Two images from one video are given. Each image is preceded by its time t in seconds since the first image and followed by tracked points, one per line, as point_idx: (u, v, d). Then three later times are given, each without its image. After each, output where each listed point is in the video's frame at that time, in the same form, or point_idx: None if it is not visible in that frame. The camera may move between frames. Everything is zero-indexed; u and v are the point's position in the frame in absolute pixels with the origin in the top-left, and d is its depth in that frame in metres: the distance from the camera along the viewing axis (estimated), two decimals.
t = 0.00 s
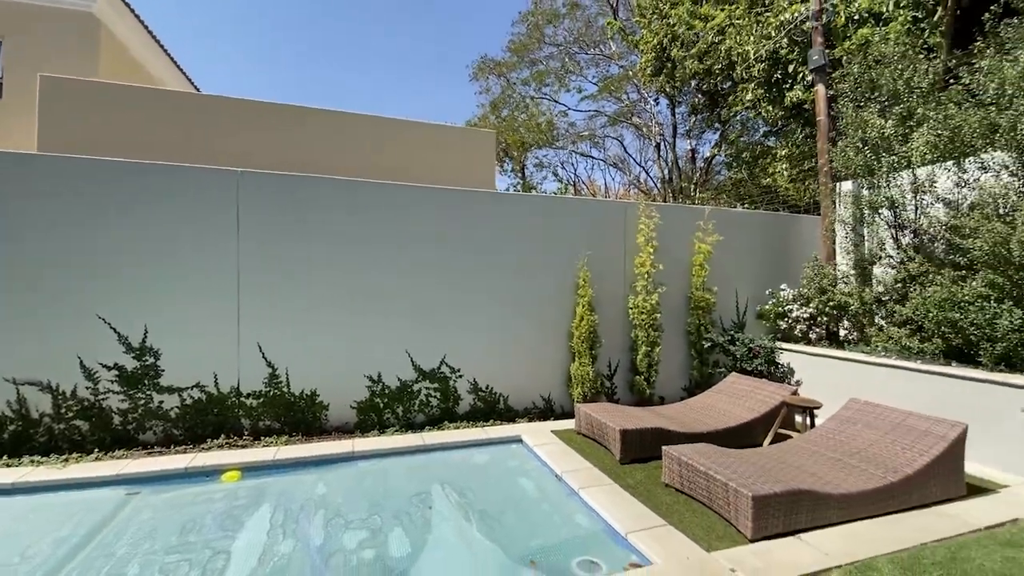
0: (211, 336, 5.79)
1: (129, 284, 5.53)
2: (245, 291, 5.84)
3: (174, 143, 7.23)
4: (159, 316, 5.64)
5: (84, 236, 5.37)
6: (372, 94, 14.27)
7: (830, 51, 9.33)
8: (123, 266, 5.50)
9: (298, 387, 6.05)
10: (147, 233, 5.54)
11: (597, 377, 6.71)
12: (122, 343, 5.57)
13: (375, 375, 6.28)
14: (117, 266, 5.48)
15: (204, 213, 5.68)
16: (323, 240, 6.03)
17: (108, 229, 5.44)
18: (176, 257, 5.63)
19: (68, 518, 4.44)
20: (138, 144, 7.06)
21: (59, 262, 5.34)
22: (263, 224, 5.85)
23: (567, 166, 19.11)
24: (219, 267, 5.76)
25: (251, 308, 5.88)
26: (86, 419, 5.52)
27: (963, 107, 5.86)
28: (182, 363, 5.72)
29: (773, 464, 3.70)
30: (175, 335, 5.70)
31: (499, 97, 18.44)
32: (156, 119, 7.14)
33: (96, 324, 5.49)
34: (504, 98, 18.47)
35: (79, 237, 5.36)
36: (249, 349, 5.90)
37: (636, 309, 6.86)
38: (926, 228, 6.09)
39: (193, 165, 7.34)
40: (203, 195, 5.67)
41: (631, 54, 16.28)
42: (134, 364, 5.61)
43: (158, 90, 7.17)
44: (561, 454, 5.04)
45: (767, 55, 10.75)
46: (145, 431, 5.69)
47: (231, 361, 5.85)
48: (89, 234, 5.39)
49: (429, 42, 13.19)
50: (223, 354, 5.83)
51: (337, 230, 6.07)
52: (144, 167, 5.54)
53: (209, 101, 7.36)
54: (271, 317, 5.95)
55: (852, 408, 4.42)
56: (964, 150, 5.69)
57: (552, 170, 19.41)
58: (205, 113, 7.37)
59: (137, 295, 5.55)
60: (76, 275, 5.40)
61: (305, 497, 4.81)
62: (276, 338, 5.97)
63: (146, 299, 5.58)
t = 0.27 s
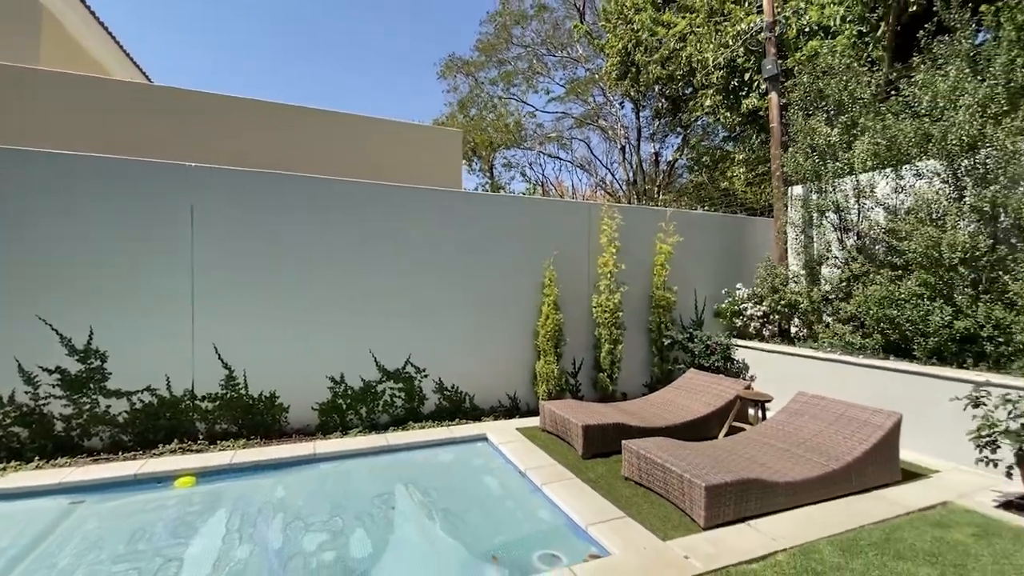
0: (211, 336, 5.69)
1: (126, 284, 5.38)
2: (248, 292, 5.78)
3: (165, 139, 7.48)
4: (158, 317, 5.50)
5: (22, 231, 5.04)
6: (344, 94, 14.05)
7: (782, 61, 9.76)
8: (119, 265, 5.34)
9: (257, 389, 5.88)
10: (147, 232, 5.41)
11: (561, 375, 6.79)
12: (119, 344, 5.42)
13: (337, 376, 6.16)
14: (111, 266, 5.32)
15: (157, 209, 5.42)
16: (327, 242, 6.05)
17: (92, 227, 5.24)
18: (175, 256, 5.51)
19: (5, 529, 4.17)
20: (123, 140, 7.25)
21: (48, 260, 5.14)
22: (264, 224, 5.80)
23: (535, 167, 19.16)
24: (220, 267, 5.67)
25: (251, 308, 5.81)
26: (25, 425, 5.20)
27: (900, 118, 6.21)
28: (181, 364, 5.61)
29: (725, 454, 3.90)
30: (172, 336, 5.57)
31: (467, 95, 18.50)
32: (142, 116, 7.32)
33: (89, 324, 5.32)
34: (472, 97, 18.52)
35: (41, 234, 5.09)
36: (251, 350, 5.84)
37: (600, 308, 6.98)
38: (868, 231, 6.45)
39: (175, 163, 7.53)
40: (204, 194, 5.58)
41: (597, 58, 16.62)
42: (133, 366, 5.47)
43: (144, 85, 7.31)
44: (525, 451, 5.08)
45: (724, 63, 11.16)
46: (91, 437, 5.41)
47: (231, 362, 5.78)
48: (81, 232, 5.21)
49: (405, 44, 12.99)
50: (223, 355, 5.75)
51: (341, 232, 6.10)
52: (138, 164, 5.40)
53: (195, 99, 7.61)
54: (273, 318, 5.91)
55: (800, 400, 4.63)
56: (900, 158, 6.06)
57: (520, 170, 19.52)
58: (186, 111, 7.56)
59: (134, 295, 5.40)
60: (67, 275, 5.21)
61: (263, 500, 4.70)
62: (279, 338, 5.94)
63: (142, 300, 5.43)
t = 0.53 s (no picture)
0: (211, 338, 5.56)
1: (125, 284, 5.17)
2: (249, 292, 5.67)
3: (145, 133, 7.40)
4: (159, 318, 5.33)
5: None
6: (314, 95, 13.59)
7: (739, 69, 10.10)
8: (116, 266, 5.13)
9: (212, 393, 5.61)
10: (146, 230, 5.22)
11: (527, 373, 6.84)
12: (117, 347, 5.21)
13: (297, 378, 5.96)
14: (79, 265, 5.02)
15: (102, 203, 5.06)
16: (331, 241, 6.02)
17: (67, 228, 4.98)
18: (174, 256, 5.34)
19: None
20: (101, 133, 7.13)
21: (37, 261, 4.88)
22: (263, 223, 5.70)
23: (502, 167, 19.21)
24: (218, 267, 5.53)
25: (251, 309, 5.70)
26: None
27: (844, 127, 6.51)
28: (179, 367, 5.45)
29: (683, 448, 4.03)
30: (170, 338, 5.40)
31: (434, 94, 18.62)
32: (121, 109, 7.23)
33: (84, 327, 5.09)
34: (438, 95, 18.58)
35: None
36: (252, 351, 5.74)
37: (565, 307, 7.06)
38: (815, 233, 6.75)
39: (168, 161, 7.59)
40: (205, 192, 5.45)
41: (564, 60, 16.61)
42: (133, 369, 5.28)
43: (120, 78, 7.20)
44: (490, 450, 5.09)
45: (685, 70, 11.49)
46: (29, 446, 5.00)
47: (231, 363, 5.66)
48: (43, 230, 4.89)
49: (386, 43, 12.70)
50: (224, 357, 5.62)
51: (344, 231, 6.08)
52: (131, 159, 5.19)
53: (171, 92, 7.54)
54: (274, 318, 5.82)
55: (753, 394, 4.82)
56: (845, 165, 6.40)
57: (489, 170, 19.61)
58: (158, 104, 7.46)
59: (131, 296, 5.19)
60: (60, 275, 4.96)
61: (217, 507, 4.52)
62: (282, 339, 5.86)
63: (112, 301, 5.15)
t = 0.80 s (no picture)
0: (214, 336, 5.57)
1: (131, 285, 5.16)
2: (251, 292, 5.70)
3: (126, 131, 7.19)
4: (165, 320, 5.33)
5: None
6: (313, 95, 13.74)
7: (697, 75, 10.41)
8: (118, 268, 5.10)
9: (162, 397, 5.38)
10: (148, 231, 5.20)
11: (492, 373, 6.87)
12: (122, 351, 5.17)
13: (254, 381, 5.79)
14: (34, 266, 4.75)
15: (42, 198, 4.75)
16: (332, 241, 6.11)
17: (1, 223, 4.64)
18: (174, 257, 5.32)
19: None
20: (81, 132, 6.90)
21: (23, 266, 4.70)
22: (222, 221, 5.52)
23: (469, 166, 19.18)
24: (220, 268, 5.54)
25: (251, 308, 5.73)
26: None
27: (793, 135, 6.82)
28: (183, 366, 5.45)
29: (642, 443, 4.14)
30: (170, 339, 5.38)
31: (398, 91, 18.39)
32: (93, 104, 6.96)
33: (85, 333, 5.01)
34: (403, 93, 18.39)
35: None
36: (254, 347, 5.77)
37: (530, 307, 7.12)
38: (767, 235, 7.03)
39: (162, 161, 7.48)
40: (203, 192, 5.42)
41: (531, 62, 16.66)
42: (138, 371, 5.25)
43: (91, 70, 6.93)
44: (453, 450, 5.09)
45: (646, 75, 11.80)
46: None
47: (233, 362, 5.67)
48: None
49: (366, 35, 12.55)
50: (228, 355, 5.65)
51: (345, 232, 6.20)
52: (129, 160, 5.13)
53: (148, 89, 7.31)
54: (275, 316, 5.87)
55: (708, 390, 5.00)
56: (793, 170, 6.72)
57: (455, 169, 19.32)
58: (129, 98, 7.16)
59: (113, 298, 5.06)
60: (60, 279, 4.85)
61: (168, 516, 4.34)
62: (284, 337, 5.92)
63: (52, 301, 4.84)
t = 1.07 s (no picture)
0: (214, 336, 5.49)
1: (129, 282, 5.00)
2: (253, 291, 5.66)
3: (122, 131, 7.15)
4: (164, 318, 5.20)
5: None
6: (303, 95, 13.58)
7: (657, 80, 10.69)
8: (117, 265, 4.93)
9: (105, 403, 4.99)
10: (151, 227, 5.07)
11: (456, 373, 6.84)
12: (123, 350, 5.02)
13: (206, 385, 5.47)
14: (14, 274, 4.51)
15: None
16: (332, 242, 6.19)
17: None
18: (177, 254, 5.21)
19: None
20: (82, 133, 6.88)
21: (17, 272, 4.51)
22: (187, 220, 5.26)
23: (434, 164, 19.04)
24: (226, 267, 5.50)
25: (254, 308, 5.71)
26: None
27: (746, 141, 7.12)
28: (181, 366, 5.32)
29: (602, 439, 4.25)
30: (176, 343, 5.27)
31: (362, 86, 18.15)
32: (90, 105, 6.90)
33: (86, 332, 4.84)
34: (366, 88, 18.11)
35: None
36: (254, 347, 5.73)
37: (494, 306, 7.13)
38: (721, 236, 7.31)
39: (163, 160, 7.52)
40: (208, 189, 5.36)
41: (496, 62, 16.47)
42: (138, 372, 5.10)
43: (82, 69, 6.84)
44: (416, 451, 5.07)
45: (609, 79, 12.04)
46: None
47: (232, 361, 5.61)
48: None
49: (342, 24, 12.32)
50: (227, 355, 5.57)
51: (345, 233, 6.30)
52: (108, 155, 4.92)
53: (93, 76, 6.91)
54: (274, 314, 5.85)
55: (665, 385, 5.15)
56: (746, 175, 7.02)
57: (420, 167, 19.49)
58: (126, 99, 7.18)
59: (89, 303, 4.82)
60: None
61: (111, 529, 4.04)
62: (283, 336, 5.91)
63: None
